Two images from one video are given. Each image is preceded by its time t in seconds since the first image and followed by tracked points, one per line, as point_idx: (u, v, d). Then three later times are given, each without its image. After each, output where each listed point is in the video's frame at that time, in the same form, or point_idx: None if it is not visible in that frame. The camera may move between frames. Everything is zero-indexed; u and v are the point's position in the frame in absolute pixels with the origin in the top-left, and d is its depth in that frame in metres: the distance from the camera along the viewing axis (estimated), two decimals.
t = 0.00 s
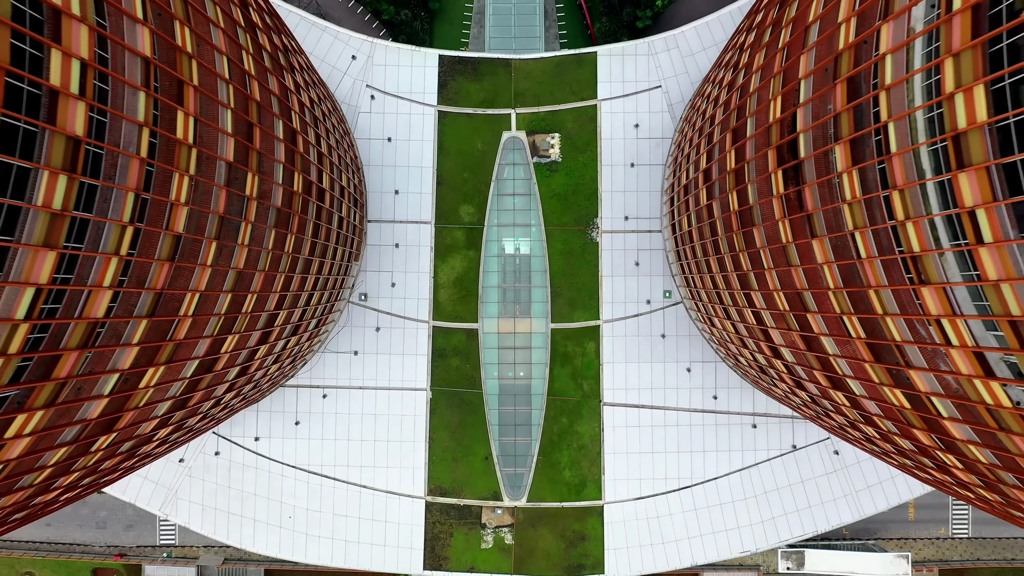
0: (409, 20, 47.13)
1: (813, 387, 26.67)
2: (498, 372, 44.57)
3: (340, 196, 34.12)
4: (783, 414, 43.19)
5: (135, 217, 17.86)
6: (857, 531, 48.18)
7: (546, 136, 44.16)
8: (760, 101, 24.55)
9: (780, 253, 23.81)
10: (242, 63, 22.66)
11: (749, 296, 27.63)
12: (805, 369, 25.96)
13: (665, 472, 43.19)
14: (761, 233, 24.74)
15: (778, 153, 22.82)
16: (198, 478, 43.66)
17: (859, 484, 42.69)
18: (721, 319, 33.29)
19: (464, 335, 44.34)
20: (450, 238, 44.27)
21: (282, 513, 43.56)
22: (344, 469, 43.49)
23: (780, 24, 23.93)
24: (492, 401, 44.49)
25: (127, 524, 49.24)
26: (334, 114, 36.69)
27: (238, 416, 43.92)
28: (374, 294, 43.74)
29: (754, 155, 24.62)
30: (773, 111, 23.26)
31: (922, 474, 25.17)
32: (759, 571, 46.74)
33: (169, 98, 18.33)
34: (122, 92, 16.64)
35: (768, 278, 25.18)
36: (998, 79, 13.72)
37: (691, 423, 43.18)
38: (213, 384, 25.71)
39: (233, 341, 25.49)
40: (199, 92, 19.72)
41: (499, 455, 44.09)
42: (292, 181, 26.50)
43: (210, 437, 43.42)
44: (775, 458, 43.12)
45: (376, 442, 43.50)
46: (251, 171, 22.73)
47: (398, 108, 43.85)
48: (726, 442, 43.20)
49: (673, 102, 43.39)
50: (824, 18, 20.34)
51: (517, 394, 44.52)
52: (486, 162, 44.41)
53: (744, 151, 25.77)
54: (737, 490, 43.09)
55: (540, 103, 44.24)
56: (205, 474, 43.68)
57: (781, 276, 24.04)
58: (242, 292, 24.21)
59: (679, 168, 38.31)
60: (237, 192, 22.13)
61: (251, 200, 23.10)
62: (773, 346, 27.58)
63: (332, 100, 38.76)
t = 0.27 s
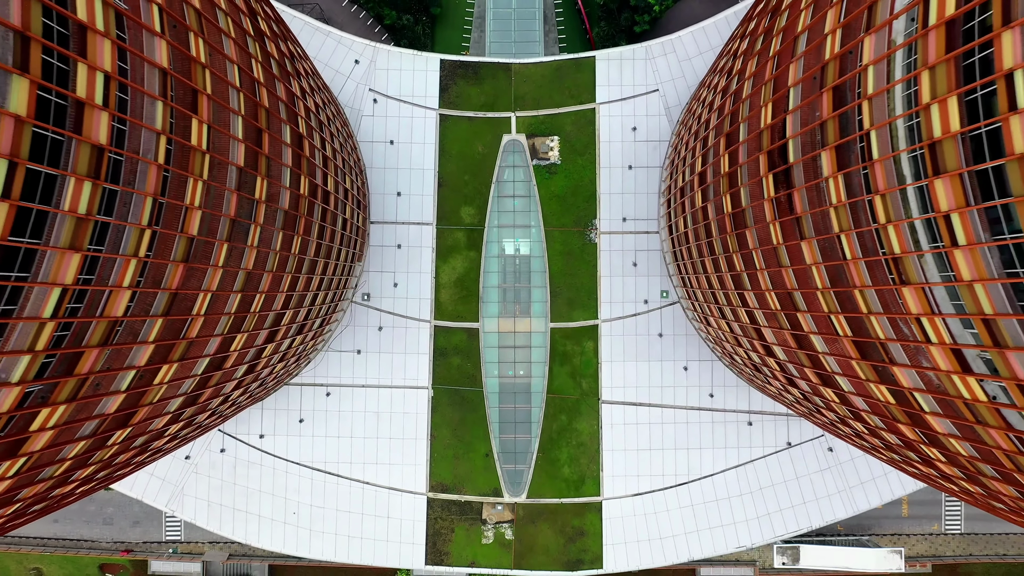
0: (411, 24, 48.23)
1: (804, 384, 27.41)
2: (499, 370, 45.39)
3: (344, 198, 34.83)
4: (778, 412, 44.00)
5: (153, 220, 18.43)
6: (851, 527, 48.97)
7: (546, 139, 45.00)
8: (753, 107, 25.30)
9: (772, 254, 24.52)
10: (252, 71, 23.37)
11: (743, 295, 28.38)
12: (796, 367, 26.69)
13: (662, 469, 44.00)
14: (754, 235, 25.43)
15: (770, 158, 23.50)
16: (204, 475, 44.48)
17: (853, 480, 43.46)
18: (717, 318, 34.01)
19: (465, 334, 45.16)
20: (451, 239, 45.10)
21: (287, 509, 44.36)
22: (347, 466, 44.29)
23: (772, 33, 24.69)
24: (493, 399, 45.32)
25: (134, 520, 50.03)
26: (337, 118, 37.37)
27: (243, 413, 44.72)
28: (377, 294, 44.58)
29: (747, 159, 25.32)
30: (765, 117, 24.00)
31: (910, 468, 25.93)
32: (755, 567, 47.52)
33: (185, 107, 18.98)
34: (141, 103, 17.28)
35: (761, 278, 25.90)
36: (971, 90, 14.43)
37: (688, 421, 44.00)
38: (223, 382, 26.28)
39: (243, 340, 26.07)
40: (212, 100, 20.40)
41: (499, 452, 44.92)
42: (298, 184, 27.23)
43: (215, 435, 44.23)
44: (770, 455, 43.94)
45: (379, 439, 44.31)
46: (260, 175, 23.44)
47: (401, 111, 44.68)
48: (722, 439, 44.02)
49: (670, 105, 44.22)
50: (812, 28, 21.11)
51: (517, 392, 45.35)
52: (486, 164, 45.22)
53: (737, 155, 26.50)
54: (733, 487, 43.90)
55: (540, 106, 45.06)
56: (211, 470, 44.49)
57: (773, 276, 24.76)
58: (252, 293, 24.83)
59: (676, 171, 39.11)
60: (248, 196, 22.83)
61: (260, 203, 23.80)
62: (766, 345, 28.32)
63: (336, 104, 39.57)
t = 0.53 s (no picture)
0: (412, 29, 49.15)
1: (796, 381, 28.19)
2: (499, 369, 46.21)
3: (348, 200, 35.57)
4: (773, 409, 44.82)
5: (169, 223, 19.11)
6: (846, 523, 49.78)
7: (545, 141, 45.82)
8: (745, 112, 26.07)
9: (763, 256, 25.28)
10: (260, 78, 24.11)
11: (737, 295, 29.16)
12: (788, 364, 27.45)
13: (660, 466, 44.82)
14: (747, 236, 26.19)
15: (762, 162, 24.25)
16: (210, 472, 45.29)
17: (847, 477, 44.25)
18: (713, 317, 34.81)
19: (466, 334, 45.99)
20: (452, 240, 45.92)
21: (291, 505, 45.18)
22: (350, 463, 45.09)
23: (764, 41, 25.50)
24: (493, 397, 46.14)
25: (140, 516, 50.82)
26: (341, 122, 38.10)
27: (248, 411, 45.54)
28: (379, 294, 45.42)
29: (739, 163, 26.07)
30: (756, 122, 24.77)
31: (898, 462, 26.74)
32: (751, 562, 48.33)
33: (198, 114, 19.68)
34: (159, 112, 17.97)
35: (753, 278, 26.66)
36: (944, 101, 15.20)
37: (685, 418, 44.82)
38: (231, 379, 27.02)
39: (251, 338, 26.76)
40: (223, 107, 21.12)
41: (499, 449, 45.75)
42: (304, 187, 28.00)
43: (221, 432, 45.06)
44: (765, 452, 44.77)
45: (381, 436, 45.12)
46: (268, 179, 24.20)
47: (403, 115, 45.53)
48: (719, 436, 44.84)
49: (667, 109, 45.03)
50: (801, 38, 21.91)
51: (517, 390, 46.18)
52: (487, 167, 46.03)
53: (730, 159, 27.27)
54: (729, 483, 44.72)
55: (539, 109, 45.88)
56: (216, 467, 45.31)
57: (765, 276, 25.52)
58: (260, 292, 25.55)
59: (672, 173, 39.91)
60: (257, 199, 23.60)
61: (268, 206, 24.56)
62: (759, 343, 29.10)
63: (339, 108, 40.37)
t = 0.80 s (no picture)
0: (414, 34, 50.11)
1: (788, 378, 29.04)
2: (500, 367, 47.12)
3: (352, 202, 36.40)
4: (768, 407, 45.70)
5: (186, 226, 19.93)
6: (841, 520, 50.65)
7: (545, 144, 46.72)
8: (738, 118, 26.92)
9: (755, 257, 26.11)
10: (270, 86, 24.96)
11: (730, 295, 30.00)
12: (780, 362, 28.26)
13: (657, 462, 45.72)
14: (738, 238, 27.03)
15: (753, 167, 25.05)
16: (216, 468, 46.20)
17: (841, 473, 45.08)
18: (708, 316, 35.65)
19: (467, 333, 46.90)
20: (454, 241, 46.82)
21: (296, 501, 46.07)
22: (353, 460, 45.99)
23: (755, 49, 26.40)
24: (494, 395, 47.05)
25: (147, 513, 51.71)
26: (345, 126, 38.95)
27: (253, 409, 46.43)
28: (382, 294, 46.34)
29: (731, 168, 26.91)
30: (748, 128, 25.62)
31: (885, 456, 27.63)
32: (747, 557, 49.19)
33: (212, 122, 20.51)
34: (177, 121, 18.75)
35: (746, 279, 27.47)
36: (922, 112, 16.03)
37: (682, 416, 45.71)
38: (240, 376, 27.85)
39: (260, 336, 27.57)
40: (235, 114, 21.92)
41: (500, 446, 46.66)
42: (311, 190, 28.86)
43: (227, 429, 45.99)
44: (761, 449, 45.66)
45: (384, 434, 46.00)
46: (277, 183, 25.09)
47: (405, 118, 46.45)
48: (715, 433, 45.74)
49: (664, 112, 45.93)
50: (790, 48, 22.80)
51: (517, 388, 47.09)
52: (487, 169, 46.91)
53: (723, 163, 28.11)
54: (725, 479, 45.62)
55: (539, 113, 46.75)
56: (223, 464, 46.24)
57: (757, 277, 26.33)
58: (269, 293, 26.39)
59: (669, 176, 40.84)
60: (267, 202, 24.45)
61: (277, 210, 25.43)
62: (752, 342, 29.91)
63: (343, 112, 41.30)
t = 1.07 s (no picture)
0: (416, 38, 50.95)
1: (781, 375, 29.76)
2: (500, 366, 47.95)
3: (356, 204, 37.13)
4: (764, 405, 46.53)
5: (198, 229, 20.72)
6: (836, 516, 51.46)
7: (544, 147, 47.54)
8: (730, 123, 27.72)
9: (748, 258, 26.86)
10: (277, 92, 25.74)
11: (725, 295, 30.73)
12: (773, 360, 28.95)
13: (654, 459, 46.55)
14: (732, 240, 27.77)
15: (745, 171, 25.84)
16: (221, 465, 47.00)
17: (835, 470, 45.88)
18: (704, 316, 36.40)
19: (468, 332, 47.73)
20: (455, 242, 47.65)
21: (300, 497, 46.87)
22: (356, 457, 46.80)
23: (748, 56, 27.22)
24: (494, 393, 47.86)
25: (152, 509, 52.53)
26: (348, 129, 39.73)
27: (258, 407, 47.23)
28: (384, 294, 47.18)
29: (725, 171, 27.68)
30: (740, 133, 26.41)
31: (875, 451, 28.42)
32: (744, 553, 49.99)
33: (224, 129, 21.31)
34: (192, 128, 19.52)
35: (739, 279, 28.19)
36: (901, 121, 16.81)
37: (679, 413, 46.53)
38: (248, 374, 28.63)
39: (268, 335, 28.32)
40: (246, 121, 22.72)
41: (500, 443, 47.50)
42: (317, 193, 29.63)
43: (232, 427, 46.81)
44: (756, 446, 46.49)
45: (386, 431, 46.84)
46: (285, 186, 25.86)
47: (407, 121, 47.27)
48: (712, 431, 46.55)
49: (662, 115, 46.77)
50: (780, 56, 23.61)
51: (517, 386, 47.92)
52: (488, 171, 47.74)
53: (717, 167, 28.91)
54: (722, 476, 46.43)
55: (539, 116, 47.59)
56: (228, 461, 47.04)
57: (750, 277, 27.08)
58: (276, 292, 27.17)
59: (666, 178, 41.62)
60: (275, 204, 25.24)
61: (284, 212, 26.19)
62: (746, 340, 30.61)
63: (346, 115, 42.13)
